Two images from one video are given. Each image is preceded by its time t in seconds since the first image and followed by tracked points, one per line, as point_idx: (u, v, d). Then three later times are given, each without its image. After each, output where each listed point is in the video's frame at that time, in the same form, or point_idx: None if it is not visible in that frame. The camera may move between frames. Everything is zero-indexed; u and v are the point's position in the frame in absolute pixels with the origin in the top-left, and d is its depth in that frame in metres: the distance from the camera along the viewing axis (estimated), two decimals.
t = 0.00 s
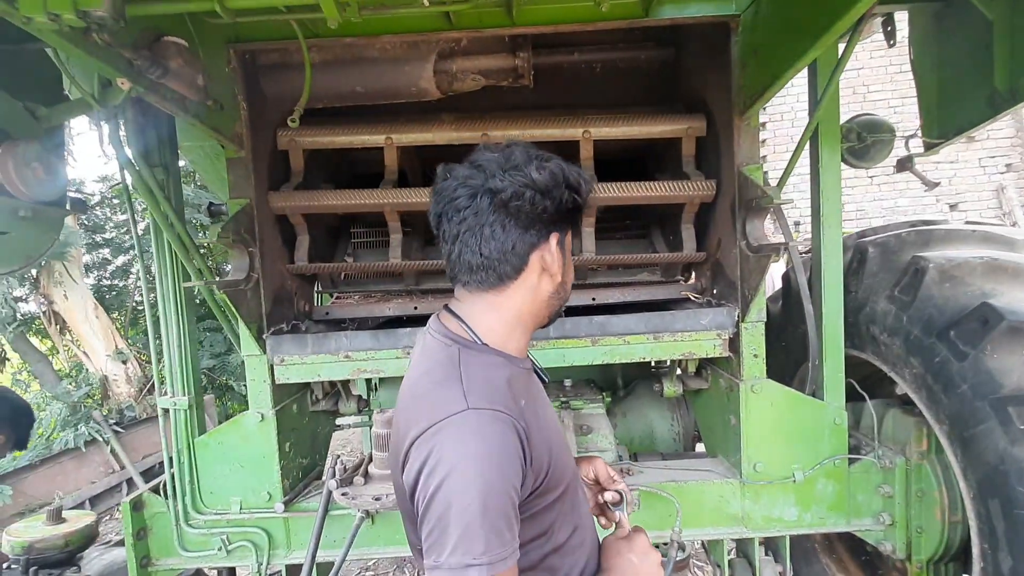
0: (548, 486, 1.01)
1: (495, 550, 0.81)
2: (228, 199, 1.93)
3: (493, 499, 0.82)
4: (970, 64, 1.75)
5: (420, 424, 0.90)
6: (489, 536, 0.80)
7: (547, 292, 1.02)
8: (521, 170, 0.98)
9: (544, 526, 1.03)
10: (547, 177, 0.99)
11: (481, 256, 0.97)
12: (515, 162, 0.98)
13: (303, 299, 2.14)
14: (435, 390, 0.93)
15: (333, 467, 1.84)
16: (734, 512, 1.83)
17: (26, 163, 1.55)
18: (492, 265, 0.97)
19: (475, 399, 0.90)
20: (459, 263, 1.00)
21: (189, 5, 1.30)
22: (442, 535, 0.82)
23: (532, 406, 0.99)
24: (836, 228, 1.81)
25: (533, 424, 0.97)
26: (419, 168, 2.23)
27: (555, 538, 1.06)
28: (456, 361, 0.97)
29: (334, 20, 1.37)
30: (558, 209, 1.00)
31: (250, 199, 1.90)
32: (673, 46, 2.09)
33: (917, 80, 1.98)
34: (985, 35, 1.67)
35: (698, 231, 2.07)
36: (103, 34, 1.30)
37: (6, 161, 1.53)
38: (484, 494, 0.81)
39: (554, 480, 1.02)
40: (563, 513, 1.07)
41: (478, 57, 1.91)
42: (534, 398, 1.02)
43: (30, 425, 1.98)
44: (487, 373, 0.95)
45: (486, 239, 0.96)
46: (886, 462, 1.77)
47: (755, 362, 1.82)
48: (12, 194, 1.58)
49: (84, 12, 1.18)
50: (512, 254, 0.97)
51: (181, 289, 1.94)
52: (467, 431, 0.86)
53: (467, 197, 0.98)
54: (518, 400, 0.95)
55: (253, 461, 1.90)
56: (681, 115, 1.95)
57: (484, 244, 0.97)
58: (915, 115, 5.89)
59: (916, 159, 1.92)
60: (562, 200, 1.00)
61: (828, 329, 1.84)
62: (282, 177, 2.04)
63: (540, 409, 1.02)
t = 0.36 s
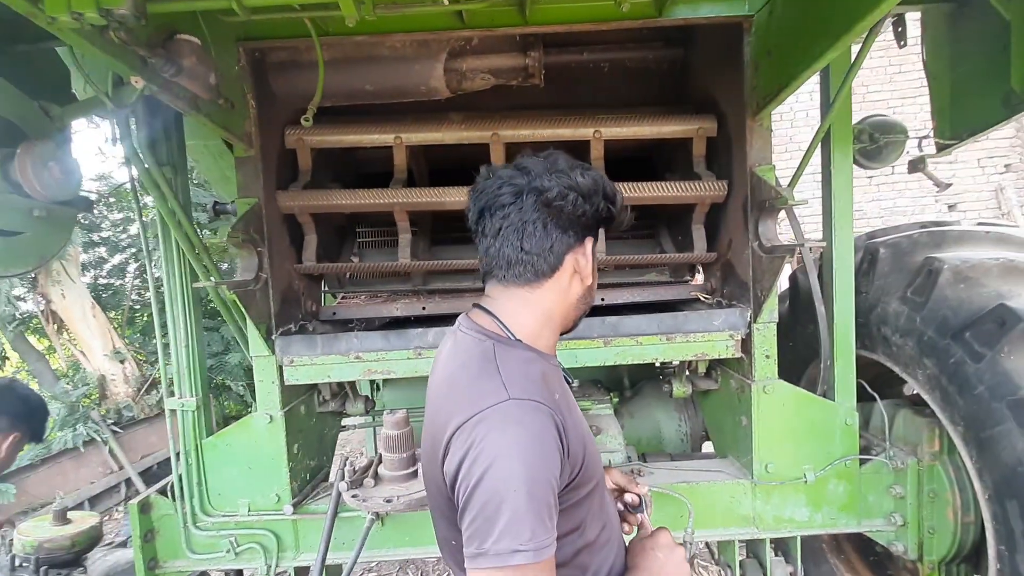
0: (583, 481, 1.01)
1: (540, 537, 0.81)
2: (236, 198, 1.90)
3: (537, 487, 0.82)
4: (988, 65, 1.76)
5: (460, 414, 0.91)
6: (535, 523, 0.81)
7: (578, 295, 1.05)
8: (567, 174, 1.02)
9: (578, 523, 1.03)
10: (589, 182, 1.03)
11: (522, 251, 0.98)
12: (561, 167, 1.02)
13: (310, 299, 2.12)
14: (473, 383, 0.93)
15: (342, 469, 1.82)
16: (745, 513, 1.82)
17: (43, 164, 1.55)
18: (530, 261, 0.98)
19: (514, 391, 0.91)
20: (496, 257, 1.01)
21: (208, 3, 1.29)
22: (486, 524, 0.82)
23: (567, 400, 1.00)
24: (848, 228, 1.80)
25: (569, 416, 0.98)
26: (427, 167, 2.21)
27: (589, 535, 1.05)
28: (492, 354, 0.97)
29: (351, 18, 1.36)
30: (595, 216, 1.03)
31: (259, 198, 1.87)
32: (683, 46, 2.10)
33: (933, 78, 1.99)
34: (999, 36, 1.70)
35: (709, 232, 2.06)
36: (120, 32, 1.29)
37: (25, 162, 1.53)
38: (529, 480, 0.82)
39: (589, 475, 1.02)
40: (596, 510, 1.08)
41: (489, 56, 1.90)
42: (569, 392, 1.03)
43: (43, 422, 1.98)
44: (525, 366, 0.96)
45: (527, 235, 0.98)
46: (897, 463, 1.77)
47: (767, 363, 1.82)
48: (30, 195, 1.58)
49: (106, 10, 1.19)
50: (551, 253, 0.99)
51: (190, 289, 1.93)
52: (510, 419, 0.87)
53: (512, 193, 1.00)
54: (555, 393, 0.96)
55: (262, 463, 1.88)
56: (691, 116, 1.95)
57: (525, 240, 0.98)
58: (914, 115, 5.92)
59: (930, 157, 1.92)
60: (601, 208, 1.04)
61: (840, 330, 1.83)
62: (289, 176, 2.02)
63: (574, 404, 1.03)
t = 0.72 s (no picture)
0: (596, 462, 1.04)
1: (565, 504, 0.83)
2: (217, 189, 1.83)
3: (563, 455, 0.84)
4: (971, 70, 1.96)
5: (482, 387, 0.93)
6: (561, 489, 0.82)
7: (585, 290, 1.08)
8: (581, 174, 1.05)
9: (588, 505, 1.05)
10: (599, 182, 1.07)
11: (535, 244, 1.01)
12: (575, 168, 1.06)
13: (293, 294, 2.06)
14: (495, 360, 0.95)
15: (327, 469, 1.75)
16: (734, 508, 1.82)
17: (16, 149, 1.47)
18: (540, 254, 1.01)
19: (537, 368, 0.93)
20: (508, 250, 1.03)
21: None
22: (512, 491, 0.83)
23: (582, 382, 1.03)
24: (836, 226, 1.82)
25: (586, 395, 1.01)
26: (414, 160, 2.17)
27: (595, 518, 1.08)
28: (512, 334, 0.99)
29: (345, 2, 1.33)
30: (605, 217, 1.06)
31: (242, 189, 1.81)
32: (672, 44, 2.12)
33: (919, 84, 2.21)
34: (987, 39, 1.86)
35: (699, 229, 2.07)
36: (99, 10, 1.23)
37: None
38: (555, 447, 0.84)
39: (601, 457, 1.05)
40: (602, 494, 1.10)
41: (480, 48, 1.86)
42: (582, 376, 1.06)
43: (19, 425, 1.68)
44: (544, 344, 0.99)
45: (539, 229, 1.01)
46: (882, 458, 1.79)
47: (757, 359, 1.82)
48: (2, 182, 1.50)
49: None
50: (563, 247, 1.01)
51: (168, 283, 1.86)
52: (534, 390, 0.89)
53: (527, 190, 1.03)
54: (572, 373, 0.99)
55: (242, 464, 1.80)
56: (682, 113, 1.95)
57: (539, 233, 1.01)
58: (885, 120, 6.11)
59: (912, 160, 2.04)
60: (610, 210, 1.07)
61: (827, 326, 1.85)
62: (271, 167, 1.96)
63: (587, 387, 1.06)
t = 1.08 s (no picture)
0: (575, 435, 1.07)
1: (534, 457, 0.85)
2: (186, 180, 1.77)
3: (536, 411, 0.87)
4: (941, 75, 2.03)
5: (467, 351, 0.98)
6: (531, 440, 0.85)
7: (574, 287, 1.10)
8: (569, 177, 1.07)
9: (565, 476, 1.08)
10: (588, 184, 1.08)
11: (525, 242, 1.03)
12: (564, 171, 1.08)
13: (266, 291, 2.01)
14: (484, 327, 1.00)
15: (301, 470, 1.70)
16: (709, 504, 1.83)
17: None
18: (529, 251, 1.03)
19: (521, 335, 0.97)
20: (501, 248, 1.06)
21: None
22: (484, 440, 0.86)
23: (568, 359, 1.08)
24: (810, 226, 1.85)
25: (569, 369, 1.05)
26: (391, 155, 2.13)
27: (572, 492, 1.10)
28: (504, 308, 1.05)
29: None
30: (593, 218, 1.08)
31: (212, 181, 1.74)
32: (652, 44, 2.14)
33: (890, 90, 2.27)
34: (956, 46, 1.93)
35: (677, 228, 2.09)
36: None
37: None
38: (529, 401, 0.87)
39: (582, 433, 1.08)
40: (581, 471, 1.13)
41: (460, 41, 1.82)
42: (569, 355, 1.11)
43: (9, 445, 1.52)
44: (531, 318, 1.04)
45: (529, 227, 1.02)
46: (851, 453, 1.82)
47: (733, 357, 1.85)
48: None
49: None
50: (552, 245, 1.03)
51: (132, 278, 1.78)
52: (514, 352, 0.93)
53: (518, 191, 1.05)
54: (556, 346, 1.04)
55: (211, 465, 1.73)
56: (662, 112, 1.96)
57: (529, 232, 1.03)
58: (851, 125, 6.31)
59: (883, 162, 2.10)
60: (599, 211, 1.09)
61: (800, 324, 1.89)
62: (243, 159, 1.90)
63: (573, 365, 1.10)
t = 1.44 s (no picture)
0: (551, 422, 1.11)
1: (510, 441, 0.90)
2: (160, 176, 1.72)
3: (510, 398, 0.93)
4: (915, 83, 2.08)
5: (447, 347, 1.03)
6: (507, 426, 0.90)
7: (561, 288, 1.13)
8: (551, 185, 1.13)
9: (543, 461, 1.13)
10: (570, 192, 1.13)
11: (508, 246, 1.08)
12: (546, 180, 1.14)
13: (242, 289, 1.97)
14: (463, 323, 1.05)
15: (277, 472, 1.67)
16: (688, 504, 1.84)
17: None
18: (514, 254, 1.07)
19: (496, 328, 1.03)
20: (488, 253, 1.12)
21: None
22: (463, 427, 0.91)
23: (542, 350, 1.14)
24: (789, 229, 1.88)
25: (543, 360, 1.10)
26: (373, 152, 2.11)
27: (549, 479, 1.15)
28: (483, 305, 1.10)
29: None
30: (577, 220, 1.12)
31: (188, 177, 1.70)
32: (636, 46, 2.15)
33: (866, 97, 2.32)
34: (930, 55, 1.98)
35: (658, 230, 2.10)
36: None
37: None
38: (504, 390, 0.93)
39: (558, 422, 1.13)
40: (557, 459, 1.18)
41: (444, 39, 1.80)
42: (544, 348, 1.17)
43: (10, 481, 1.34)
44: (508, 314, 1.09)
45: (513, 230, 1.07)
46: (826, 453, 1.85)
47: (713, 358, 1.86)
48: None
49: None
50: (533, 248, 1.07)
51: (104, 275, 1.73)
52: (490, 345, 0.99)
53: (502, 200, 1.12)
54: (531, 339, 1.09)
55: (184, 468, 1.70)
56: (644, 114, 1.97)
57: (511, 236, 1.08)
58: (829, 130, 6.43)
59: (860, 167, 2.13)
60: (583, 213, 1.13)
61: (778, 325, 1.91)
62: (220, 154, 1.86)
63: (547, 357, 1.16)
